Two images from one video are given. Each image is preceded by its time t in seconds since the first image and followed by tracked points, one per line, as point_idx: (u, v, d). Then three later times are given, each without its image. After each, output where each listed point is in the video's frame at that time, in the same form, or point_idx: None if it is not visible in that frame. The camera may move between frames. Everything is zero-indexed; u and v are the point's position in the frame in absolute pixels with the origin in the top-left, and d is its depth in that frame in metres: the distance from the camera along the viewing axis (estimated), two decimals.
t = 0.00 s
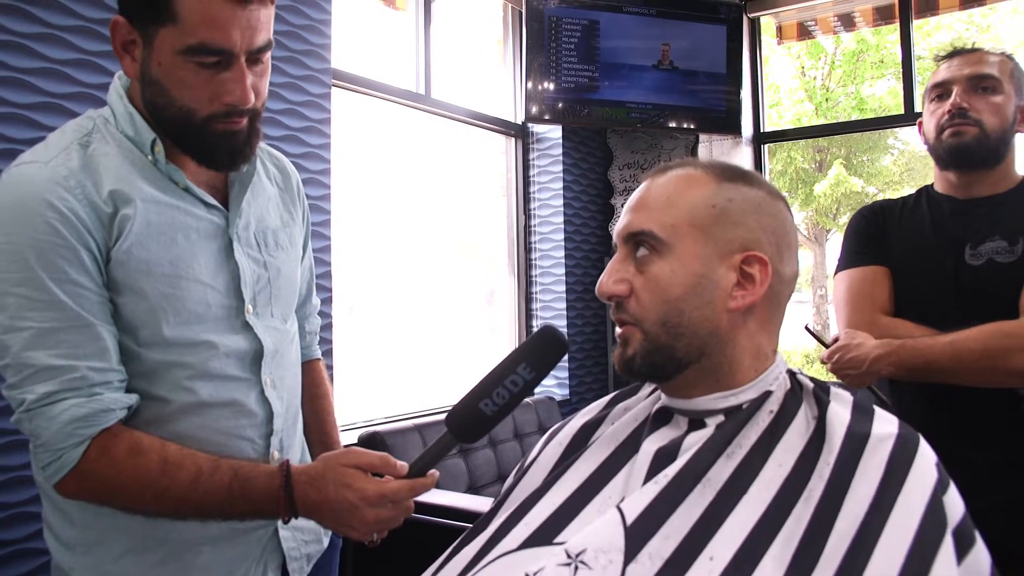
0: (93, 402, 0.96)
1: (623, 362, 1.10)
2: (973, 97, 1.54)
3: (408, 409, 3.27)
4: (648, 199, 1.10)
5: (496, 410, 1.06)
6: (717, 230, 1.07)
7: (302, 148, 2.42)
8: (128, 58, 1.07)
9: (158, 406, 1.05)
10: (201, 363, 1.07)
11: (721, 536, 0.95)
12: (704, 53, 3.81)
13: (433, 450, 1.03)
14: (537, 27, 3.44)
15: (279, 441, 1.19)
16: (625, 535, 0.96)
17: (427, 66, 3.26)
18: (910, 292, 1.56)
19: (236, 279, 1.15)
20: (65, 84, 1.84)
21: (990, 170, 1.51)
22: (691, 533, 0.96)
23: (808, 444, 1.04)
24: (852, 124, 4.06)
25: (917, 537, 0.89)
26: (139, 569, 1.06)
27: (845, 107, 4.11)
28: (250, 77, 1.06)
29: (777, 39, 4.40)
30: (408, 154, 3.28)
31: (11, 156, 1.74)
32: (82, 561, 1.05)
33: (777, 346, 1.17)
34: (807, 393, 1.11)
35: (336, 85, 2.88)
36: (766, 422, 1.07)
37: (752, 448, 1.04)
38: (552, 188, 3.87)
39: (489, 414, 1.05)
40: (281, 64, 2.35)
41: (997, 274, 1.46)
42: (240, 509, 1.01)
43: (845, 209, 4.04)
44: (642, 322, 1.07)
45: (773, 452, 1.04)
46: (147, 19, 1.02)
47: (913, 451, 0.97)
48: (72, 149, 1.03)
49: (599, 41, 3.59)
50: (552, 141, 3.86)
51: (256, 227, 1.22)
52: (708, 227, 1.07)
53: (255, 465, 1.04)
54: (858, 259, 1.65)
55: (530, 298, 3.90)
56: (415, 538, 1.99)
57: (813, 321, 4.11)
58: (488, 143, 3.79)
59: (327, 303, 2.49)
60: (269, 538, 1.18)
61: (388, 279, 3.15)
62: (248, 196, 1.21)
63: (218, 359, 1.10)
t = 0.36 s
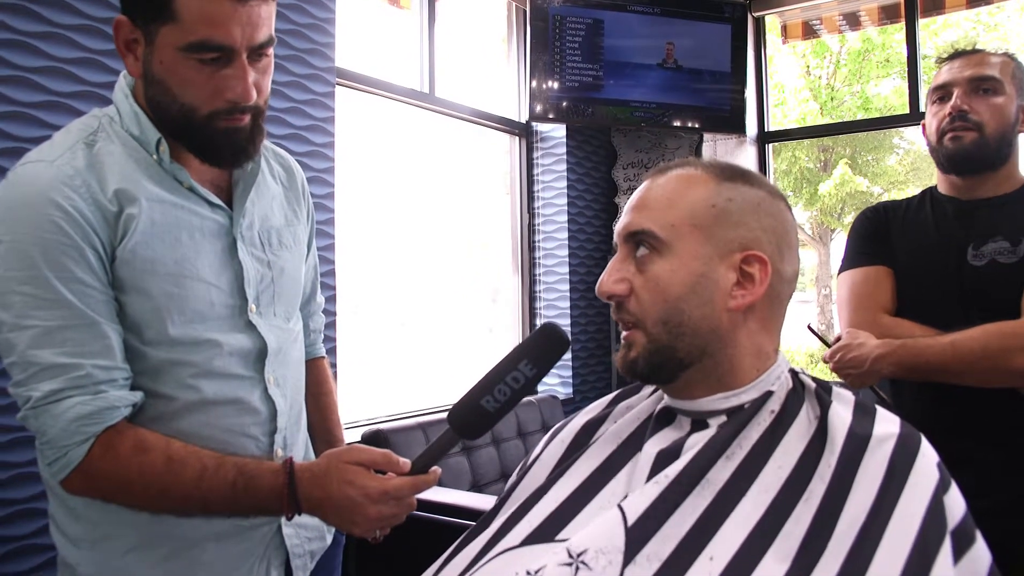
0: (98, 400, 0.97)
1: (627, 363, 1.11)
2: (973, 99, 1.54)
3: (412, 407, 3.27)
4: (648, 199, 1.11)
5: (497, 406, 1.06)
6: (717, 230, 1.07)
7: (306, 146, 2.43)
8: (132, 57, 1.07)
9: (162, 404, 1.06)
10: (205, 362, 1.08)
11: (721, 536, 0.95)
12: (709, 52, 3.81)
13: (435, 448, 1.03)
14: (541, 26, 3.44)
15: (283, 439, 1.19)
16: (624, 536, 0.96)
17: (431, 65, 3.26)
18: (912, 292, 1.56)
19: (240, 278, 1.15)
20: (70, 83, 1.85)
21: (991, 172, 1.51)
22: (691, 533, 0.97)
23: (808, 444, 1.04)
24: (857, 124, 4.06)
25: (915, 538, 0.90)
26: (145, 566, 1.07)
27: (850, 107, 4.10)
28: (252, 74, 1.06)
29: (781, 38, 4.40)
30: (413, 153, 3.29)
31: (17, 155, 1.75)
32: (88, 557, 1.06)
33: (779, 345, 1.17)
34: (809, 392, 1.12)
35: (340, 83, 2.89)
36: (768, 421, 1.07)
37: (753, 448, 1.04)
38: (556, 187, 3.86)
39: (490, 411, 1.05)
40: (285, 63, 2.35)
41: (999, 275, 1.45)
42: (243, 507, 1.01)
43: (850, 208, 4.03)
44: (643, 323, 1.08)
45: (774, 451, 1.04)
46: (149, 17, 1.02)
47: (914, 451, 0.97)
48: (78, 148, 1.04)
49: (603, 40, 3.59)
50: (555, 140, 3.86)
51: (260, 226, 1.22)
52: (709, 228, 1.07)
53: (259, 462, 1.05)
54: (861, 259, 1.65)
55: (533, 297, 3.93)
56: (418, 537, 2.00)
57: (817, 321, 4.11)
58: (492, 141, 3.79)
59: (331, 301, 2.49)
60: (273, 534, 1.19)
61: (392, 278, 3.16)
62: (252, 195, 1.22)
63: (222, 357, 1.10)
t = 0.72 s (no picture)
0: (107, 396, 0.97)
1: (630, 362, 1.10)
2: (977, 95, 1.54)
3: (423, 404, 3.28)
4: (654, 198, 1.10)
5: (505, 407, 1.06)
6: (723, 229, 1.06)
7: (316, 144, 2.43)
8: (139, 56, 1.08)
9: (172, 401, 1.07)
10: (213, 359, 1.09)
11: (727, 536, 0.95)
12: (720, 47, 3.79)
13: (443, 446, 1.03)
14: (551, 22, 3.42)
15: (292, 436, 1.20)
16: (629, 534, 0.96)
17: (441, 62, 3.26)
18: (923, 290, 1.55)
19: (248, 276, 1.16)
20: (82, 82, 1.86)
21: (1000, 166, 1.50)
22: (696, 532, 0.96)
23: (816, 443, 1.03)
24: (870, 118, 4.02)
25: (923, 538, 0.89)
26: (155, 561, 1.08)
27: (862, 101, 4.06)
28: (257, 70, 1.07)
29: (793, 33, 4.36)
30: (423, 149, 3.29)
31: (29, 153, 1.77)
32: (99, 553, 1.07)
33: (787, 344, 1.16)
34: (816, 390, 1.11)
35: (350, 80, 2.89)
36: (775, 420, 1.07)
37: (759, 447, 1.04)
38: (567, 183, 3.85)
39: (497, 412, 1.05)
40: (294, 60, 2.36)
41: (1013, 272, 1.43)
42: (251, 505, 1.02)
43: (862, 204, 4.00)
44: (649, 323, 1.07)
45: (781, 451, 1.03)
46: (155, 16, 1.03)
47: (922, 450, 0.96)
48: (88, 148, 1.05)
49: (613, 36, 3.57)
50: (565, 136, 3.84)
51: (269, 224, 1.23)
52: (715, 226, 1.06)
53: (267, 460, 1.05)
54: (870, 258, 1.63)
55: (544, 294, 3.93)
56: (427, 533, 2.00)
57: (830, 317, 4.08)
58: (502, 138, 3.79)
59: (341, 298, 2.50)
60: (282, 532, 1.20)
61: (403, 275, 3.17)
62: (260, 193, 1.22)
63: (231, 355, 1.11)
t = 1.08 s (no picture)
0: (128, 394, 1.00)
1: (644, 364, 1.09)
2: (983, 95, 1.51)
3: (450, 402, 3.30)
4: (666, 199, 1.09)
5: (516, 408, 1.06)
6: (736, 230, 1.05)
7: (341, 144, 2.46)
8: (159, 61, 1.10)
9: (192, 398, 1.09)
10: (232, 358, 1.11)
11: (736, 538, 0.94)
12: (749, 43, 3.74)
13: (457, 445, 1.04)
14: (577, 20, 3.40)
15: (309, 434, 1.22)
16: (637, 535, 0.96)
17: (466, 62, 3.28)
18: (938, 288, 1.50)
19: (267, 276, 1.18)
20: (109, 86, 1.91)
21: (1008, 167, 1.48)
22: (705, 533, 0.95)
23: (829, 444, 1.02)
24: (905, 114, 3.92)
25: (936, 540, 0.88)
26: (175, 555, 1.10)
27: (897, 96, 3.97)
28: (273, 75, 1.08)
29: (824, 28, 4.27)
30: (450, 149, 3.31)
31: (60, 155, 1.83)
32: (123, 546, 1.10)
33: (801, 345, 1.14)
34: (830, 392, 1.09)
35: (375, 81, 2.92)
36: (788, 421, 1.05)
37: (771, 449, 1.03)
38: (594, 182, 3.83)
39: (509, 413, 1.05)
40: (318, 62, 2.39)
41: None
42: (267, 501, 1.04)
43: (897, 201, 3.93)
44: (662, 324, 1.06)
45: (793, 452, 1.02)
46: (173, 24, 1.05)
47: (937, 451, 0.95)
48: (111, 151, 1.07)
49: (639, 34, 3.55)
50: (593, 135, 3.81)
51: (288, 225, 1.24)
52: (727, 226, 1.05)
53: (284, 458, 1.07)
54: (881, 257, 1.59)
55: (572, 293, 3.92)
56: (447, 531, 2.01)
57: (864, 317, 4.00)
58: (528, 137, 3.79)
59: (365, 297, 2.53)
60: (299, 528, 1.22)
61: (429, 274, 3.19)
62: (280, 194, 1.24)
63: (249, 354, 1.13)
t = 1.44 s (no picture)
0: (149, 392, 1.02)
1: (656, 371, 1.08)
2: (957, 101, 1.57)
3: (466, 402, 3.32)
4: (676, 207, 1.09)
5: (526, 409, 1.06)
6: (747, 236, 1.05)
7: (361, 145, 2.48)
8: (182, 68, 1.13)
9: (211, 397, 1.12)
10: (249, 357, 1.13)
11: (740, 540, 0.94)
12: (771, 44, 3.71)
13: (468, 446, 1.05)
14: (598, 22, 3.41)
15: (325, 432, 1.24)
16: (642, 535, 0.96)
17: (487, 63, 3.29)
18: (914, 292, 1.53)
19: (285, 277, 1.20)
20: (137, 87, 1.98)
21: (980, 170, 1.51)
22: (710, 534, 0.96)
23: (834, 447, 1.02)
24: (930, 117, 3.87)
25: (938, 542, 0.88)
26: (191, 550, 1.13)
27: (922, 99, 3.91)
28: (293, 82, 1.10)
29: (847, 30, 4.24)
30: (470, 151, 3.33)
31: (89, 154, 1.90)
32: (141, 540, 1.12)
33: (808, 349, 1.14)
34: (836, 397, 1.09)
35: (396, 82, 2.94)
36: (794, 425, 1.06)
37: (776, 452, 1.03)
38: (613, 184, 3.83)
39: (519, 413, 1.05)
40: (340, 62, 2.41)
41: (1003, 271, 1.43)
42: (281, 498, 1.06)
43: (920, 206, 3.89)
44: (675, 330, 1.06)
45: (797, 455, 1.02)
46: (196, 31, 1.07)
47: (942, 457, 0.94)
48: (135, 154, 1.10)
49: (661, 35, 3.54)
50: (612, 136, 3.83)
51: (306, 227, 1.26)
52: (739, 233, 1.05)
53: (299, 456, 1.09)
54: (859, 263, 1.61)
55: (589, 295, 3.92)
56: (459, 532, 2.02)
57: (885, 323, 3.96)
58: (548, 138, 3.79)
59: (382, 297, 2.55)
60: (314, 524, 1.24)
61: (447, 275, 3.20)
62: (299, 196, 1.26)
63: (267, 354, 1.15)
